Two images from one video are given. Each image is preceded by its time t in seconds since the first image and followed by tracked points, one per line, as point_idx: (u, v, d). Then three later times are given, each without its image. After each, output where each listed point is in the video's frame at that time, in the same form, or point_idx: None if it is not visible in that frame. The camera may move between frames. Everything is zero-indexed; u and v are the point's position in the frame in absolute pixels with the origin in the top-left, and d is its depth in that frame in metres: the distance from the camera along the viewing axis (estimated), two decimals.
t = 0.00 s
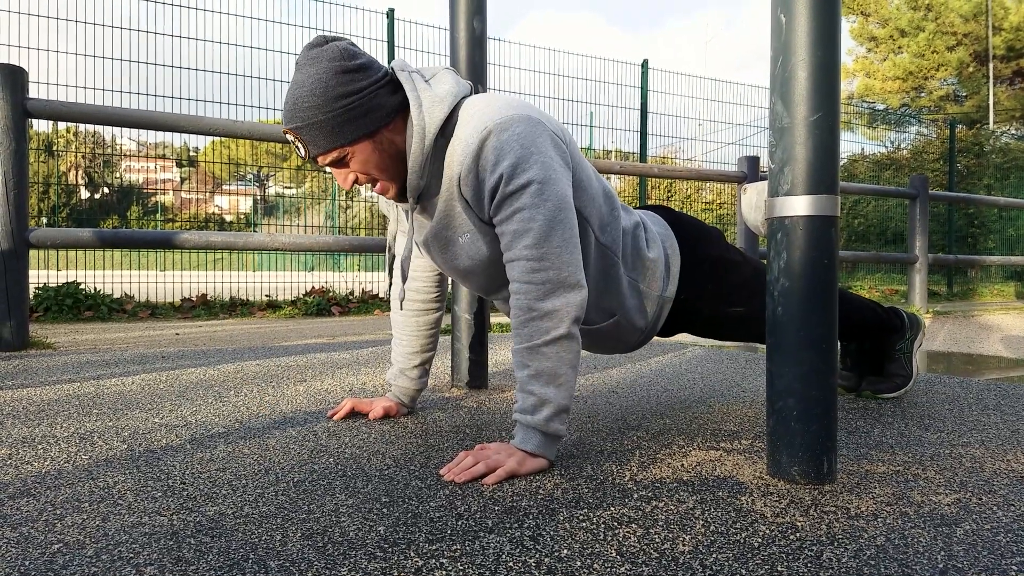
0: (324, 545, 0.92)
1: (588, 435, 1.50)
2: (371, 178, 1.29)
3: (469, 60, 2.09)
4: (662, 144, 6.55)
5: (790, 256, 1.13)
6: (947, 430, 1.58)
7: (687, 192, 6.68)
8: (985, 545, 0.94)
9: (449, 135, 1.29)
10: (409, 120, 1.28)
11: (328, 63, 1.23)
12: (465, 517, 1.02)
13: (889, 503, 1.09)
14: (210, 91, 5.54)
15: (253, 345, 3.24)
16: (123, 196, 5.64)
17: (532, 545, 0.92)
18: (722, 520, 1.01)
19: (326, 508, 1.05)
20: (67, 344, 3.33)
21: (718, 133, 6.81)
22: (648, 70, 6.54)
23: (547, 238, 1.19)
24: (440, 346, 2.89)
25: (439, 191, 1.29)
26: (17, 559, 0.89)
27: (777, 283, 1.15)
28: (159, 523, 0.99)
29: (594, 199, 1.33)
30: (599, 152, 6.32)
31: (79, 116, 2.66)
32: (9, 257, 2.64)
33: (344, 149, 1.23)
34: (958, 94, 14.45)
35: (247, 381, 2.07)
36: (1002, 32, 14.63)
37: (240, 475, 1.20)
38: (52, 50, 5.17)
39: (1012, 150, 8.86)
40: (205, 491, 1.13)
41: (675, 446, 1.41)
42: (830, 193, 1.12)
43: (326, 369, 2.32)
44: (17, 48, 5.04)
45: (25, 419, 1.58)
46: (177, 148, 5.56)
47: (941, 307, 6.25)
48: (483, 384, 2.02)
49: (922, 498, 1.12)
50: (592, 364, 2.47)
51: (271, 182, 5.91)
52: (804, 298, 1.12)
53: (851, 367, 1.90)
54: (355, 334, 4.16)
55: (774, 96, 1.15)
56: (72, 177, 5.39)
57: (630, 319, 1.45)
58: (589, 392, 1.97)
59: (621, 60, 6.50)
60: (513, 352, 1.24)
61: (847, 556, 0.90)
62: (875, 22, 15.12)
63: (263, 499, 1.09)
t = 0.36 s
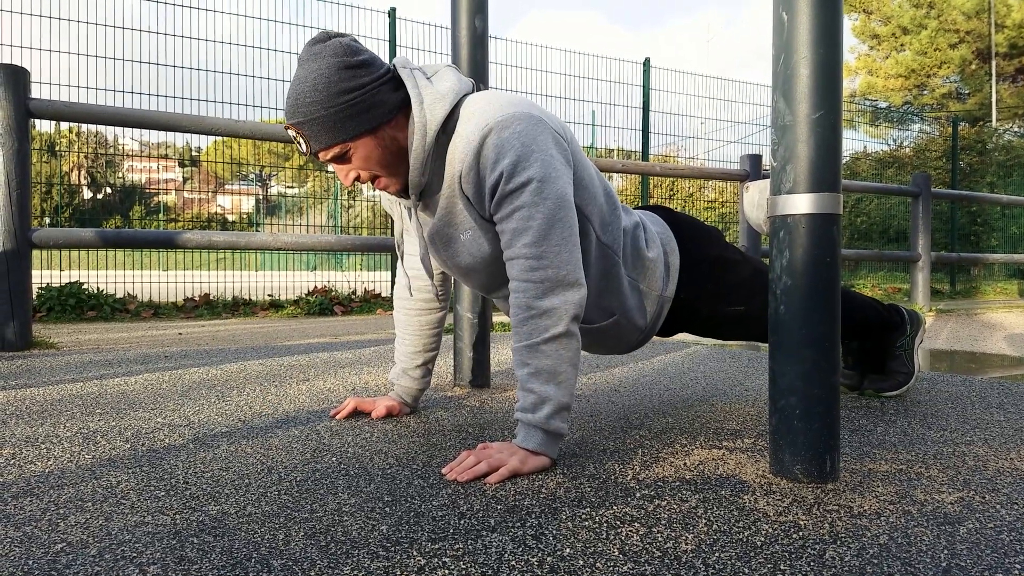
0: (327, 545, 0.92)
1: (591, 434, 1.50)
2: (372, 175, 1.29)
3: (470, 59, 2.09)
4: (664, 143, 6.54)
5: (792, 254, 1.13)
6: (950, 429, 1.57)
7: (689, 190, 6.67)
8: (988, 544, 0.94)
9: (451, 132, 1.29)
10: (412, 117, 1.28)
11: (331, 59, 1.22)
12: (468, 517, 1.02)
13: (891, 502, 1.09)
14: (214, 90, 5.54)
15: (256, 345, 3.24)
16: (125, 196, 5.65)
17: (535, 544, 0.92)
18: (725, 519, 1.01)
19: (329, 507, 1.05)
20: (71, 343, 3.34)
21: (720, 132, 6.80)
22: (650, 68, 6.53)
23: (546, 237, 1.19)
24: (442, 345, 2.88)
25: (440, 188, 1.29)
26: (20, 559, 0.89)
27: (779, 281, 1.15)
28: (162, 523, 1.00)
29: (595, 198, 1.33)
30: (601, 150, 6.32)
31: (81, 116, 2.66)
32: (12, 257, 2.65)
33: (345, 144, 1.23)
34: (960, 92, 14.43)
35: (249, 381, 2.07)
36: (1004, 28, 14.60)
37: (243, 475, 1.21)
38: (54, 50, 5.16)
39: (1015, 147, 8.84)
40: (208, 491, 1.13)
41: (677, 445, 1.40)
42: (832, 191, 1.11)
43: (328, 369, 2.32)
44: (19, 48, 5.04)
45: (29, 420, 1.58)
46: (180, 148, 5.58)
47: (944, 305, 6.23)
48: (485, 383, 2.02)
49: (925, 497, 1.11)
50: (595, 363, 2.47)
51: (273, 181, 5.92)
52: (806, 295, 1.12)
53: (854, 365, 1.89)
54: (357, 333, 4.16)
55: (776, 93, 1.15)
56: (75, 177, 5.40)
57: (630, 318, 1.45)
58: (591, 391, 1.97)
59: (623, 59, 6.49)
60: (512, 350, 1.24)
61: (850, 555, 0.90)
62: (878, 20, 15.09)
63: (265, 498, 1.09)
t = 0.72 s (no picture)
0: (323, 546, 0.92)
1: (588, 435, 1.50)
2: (369, 177, 1.28)
3: (468, 59, 2.09)
4: (662, 143, 6.55)
5: (788, 255, 1.13)
6: (947, 429, 1.58)
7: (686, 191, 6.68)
8: (985, 545, 0.94)
9: (450, 135, 1.29)
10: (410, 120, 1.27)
11: (332, 60, 1.23)
12: (464, 518, 1.02)
13: (888, 503, 1.09)
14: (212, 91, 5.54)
15: (252, 346, 3.24)
16: (123, 196, 5.61)
17: (531, 545, 0.92)
18: (721, 520, 1.01)
19: (325, 508, 1.05)
20: (67, 345, 3.34)
21: (718, 133, 6.81)
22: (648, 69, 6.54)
23: (544, 237, 1.19)
24: (439, 347, 2.88)
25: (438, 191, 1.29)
26: (16, 560, 0.89)
27: (776, 282, 1.14)
28: (158, 525, 0.99)
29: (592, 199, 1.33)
30: (598, 151, 6.32)
31: (78, 117, 2.65)
32: (8, 257, 2.64)
33: (343, 145, 1.22)
34: (957, 93, 14.46)
35: (247, 382, 2.07)
36: (1002, 29, 14.59)
37: (240, 476, 1.20)
38: (51, 51, 5.16)
39: (1013, 148, 8.86)
40: (204, 492, 1.13)
41: (674, 446, 1.40)
42: (829, 192, 1.12)
43: (325, 370, 2.32)
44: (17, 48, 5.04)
45: (25, 421, 1.58)
46: (177, 148, 5.57)
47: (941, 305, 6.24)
48: (482, 383, 2.02)
49: (921, 498, 1.11)
50: (592, 363, 2.47)
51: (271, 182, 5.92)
52: (802, 296, 1.12)
53: (850, 367, 1.90)
54: (354, 335, 4.15)
55: (772, 94, 1.15)
56: (72, 177, 5.40)
57: (627, 321, 1.45)
58: (588, 392, 1.97)
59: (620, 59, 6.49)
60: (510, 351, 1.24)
61: (846, 556, 0.90)
62: (875, 20, 15.12)
63: (262, 500, 1.09)
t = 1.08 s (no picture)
0: (325, 549, 0.92)
1: (589, 438, 1.50)
2: (363, 185, 1.29)
3: (468, 61, 2.09)
4: (663, 146, 6.55)
5: (791, 257, 1.13)
6: (949, 432, 1.57)
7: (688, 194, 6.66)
8: (987, 548, 0.94)
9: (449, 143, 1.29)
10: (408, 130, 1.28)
11: (331, 67, 1.22)
12: (466, 521, 1.02)
13: (890, 505, 1.09)
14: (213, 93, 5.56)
15: (254, 348, 3.24)
16: (125, 199, 5.63)
17: (533, 548, 0.92)
18: (723, 523, 1.01)
19: (326, 511, 1.05)
20: (68, 347, 3.34)
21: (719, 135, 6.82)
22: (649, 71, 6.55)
23: (549, 242, 1.20)
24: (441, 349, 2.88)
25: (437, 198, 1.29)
26: (18, 563, 0.89)
27: (777, 284, 1.15)
28: (159, 528, 0.99)
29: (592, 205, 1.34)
30: (599, 154, 6.33)
31: (79, 119, 2.65)
32: (10, 260, 2.64)
33: (338, 152, 1.22)
34: (958, 95, 14.48)
35: (248, 384, 2.07)
36: (1002, 32, 14.75)
37: (241, 479, 1.20)
38: (52, 53, 5.15)
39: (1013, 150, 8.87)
40: (205, 495, 1.12)
41: (676, 449, 1.40)
42: (830, 195, 1.12)
43: (326, 372, 2.32)
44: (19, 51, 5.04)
45: (26, 424, 1.58)
46: (179, 151, 5.61)
47: (942, 308, 6.24)
48: (483, 386, 2.02)
49: (923, 501, 1.11)
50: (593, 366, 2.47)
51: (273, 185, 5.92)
52: (804, 298, 1.12)
53: (852, 368, 1.90)
54: (356, 337, 4.15)
55: (773, 97, 1.15)
56: (74, 180, 5.41)
57: (626, 330, 1.45)
58: (590, 394, 1.97)
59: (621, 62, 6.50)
60: (516, 354, 1.24)
61: (849, 559, 0.90)
62: (876, 23, 15.14)
63: (263, 502, 1.09)
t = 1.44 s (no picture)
0: (327, 544, 0.92)
1: (590, 435, 1.49)
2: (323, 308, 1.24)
3: (469, 58, 2.09)
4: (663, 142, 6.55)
5: (792, 252, 1.13)
6: (951, 427, 1.57)
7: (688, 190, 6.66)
8: (990, 542, 0.94)
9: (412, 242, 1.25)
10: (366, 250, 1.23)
11: (282, 193, 1.17)
12: (468, 516, 1.02)
13: (893, 500, 1.09)
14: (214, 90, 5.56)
15: (256, 346, 3.24)
16: (126, 198, 5.64)
17: (535, 543, 0.92)
18: (725, 518, 1.01)
19: (329, 507, 1.05)
20: (70, 345, 3.34)
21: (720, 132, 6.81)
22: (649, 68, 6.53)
23: (556, 271, 1.21)
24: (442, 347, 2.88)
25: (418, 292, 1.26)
26: (21, 559, 0.89)
27: (779, 280, 1.14)
28: (161, 524, 1.00)
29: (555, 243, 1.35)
30: (600, 151, 6.33)
31: (79, 118, 2.65)
32: (11, 259, 2.65)
33: (296, 281, 1.17)
34: (959, 90, 14.49)
35: (249, 382, 2.07)
36: (1003, 28, 14.54)
37: (243, 475, 1.20)
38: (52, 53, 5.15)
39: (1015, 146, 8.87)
40: (207, 491, 1.13)
41: (677, 444, 1.40)
42: (832, 190, 1.11)
43: (328, 369, 2.32)
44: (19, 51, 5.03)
45: (29, 421, 1.58)
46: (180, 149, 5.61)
47: (944, 304, 6.23)
48: (484, 382, 2.02)
49: (925, 495, 1.11)
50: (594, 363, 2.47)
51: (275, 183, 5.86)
52: (806, 294, 1.12)
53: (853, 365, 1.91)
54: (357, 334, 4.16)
55: (774, 93, 1.15)
56: (75, 179, 5.43)
57: (620, 381, 1.40)
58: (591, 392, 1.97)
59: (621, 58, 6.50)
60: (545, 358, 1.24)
61: (851, 553, 0.90)
62: (876, 19, 15.13)
63: (266, 498, 1.09)
